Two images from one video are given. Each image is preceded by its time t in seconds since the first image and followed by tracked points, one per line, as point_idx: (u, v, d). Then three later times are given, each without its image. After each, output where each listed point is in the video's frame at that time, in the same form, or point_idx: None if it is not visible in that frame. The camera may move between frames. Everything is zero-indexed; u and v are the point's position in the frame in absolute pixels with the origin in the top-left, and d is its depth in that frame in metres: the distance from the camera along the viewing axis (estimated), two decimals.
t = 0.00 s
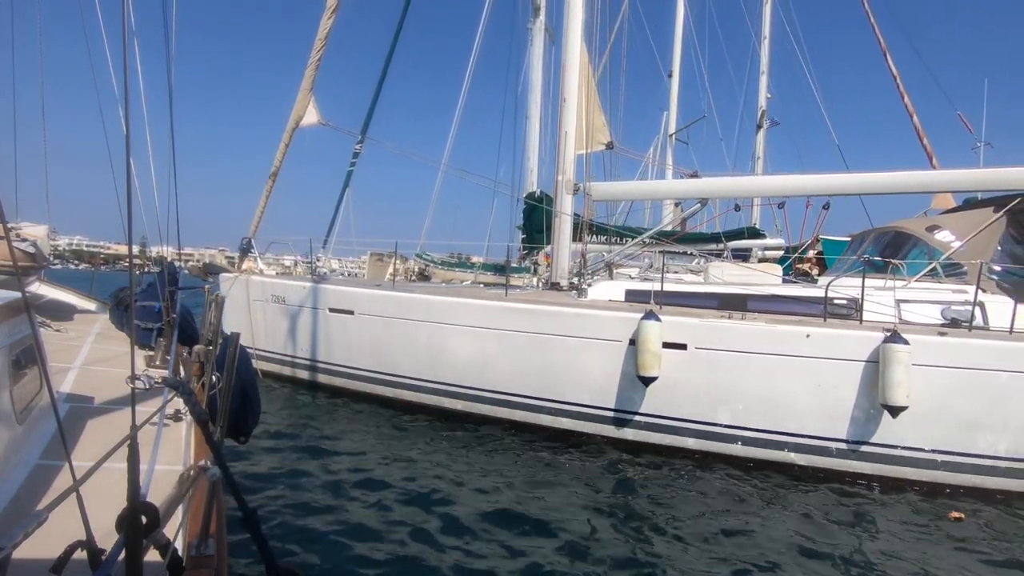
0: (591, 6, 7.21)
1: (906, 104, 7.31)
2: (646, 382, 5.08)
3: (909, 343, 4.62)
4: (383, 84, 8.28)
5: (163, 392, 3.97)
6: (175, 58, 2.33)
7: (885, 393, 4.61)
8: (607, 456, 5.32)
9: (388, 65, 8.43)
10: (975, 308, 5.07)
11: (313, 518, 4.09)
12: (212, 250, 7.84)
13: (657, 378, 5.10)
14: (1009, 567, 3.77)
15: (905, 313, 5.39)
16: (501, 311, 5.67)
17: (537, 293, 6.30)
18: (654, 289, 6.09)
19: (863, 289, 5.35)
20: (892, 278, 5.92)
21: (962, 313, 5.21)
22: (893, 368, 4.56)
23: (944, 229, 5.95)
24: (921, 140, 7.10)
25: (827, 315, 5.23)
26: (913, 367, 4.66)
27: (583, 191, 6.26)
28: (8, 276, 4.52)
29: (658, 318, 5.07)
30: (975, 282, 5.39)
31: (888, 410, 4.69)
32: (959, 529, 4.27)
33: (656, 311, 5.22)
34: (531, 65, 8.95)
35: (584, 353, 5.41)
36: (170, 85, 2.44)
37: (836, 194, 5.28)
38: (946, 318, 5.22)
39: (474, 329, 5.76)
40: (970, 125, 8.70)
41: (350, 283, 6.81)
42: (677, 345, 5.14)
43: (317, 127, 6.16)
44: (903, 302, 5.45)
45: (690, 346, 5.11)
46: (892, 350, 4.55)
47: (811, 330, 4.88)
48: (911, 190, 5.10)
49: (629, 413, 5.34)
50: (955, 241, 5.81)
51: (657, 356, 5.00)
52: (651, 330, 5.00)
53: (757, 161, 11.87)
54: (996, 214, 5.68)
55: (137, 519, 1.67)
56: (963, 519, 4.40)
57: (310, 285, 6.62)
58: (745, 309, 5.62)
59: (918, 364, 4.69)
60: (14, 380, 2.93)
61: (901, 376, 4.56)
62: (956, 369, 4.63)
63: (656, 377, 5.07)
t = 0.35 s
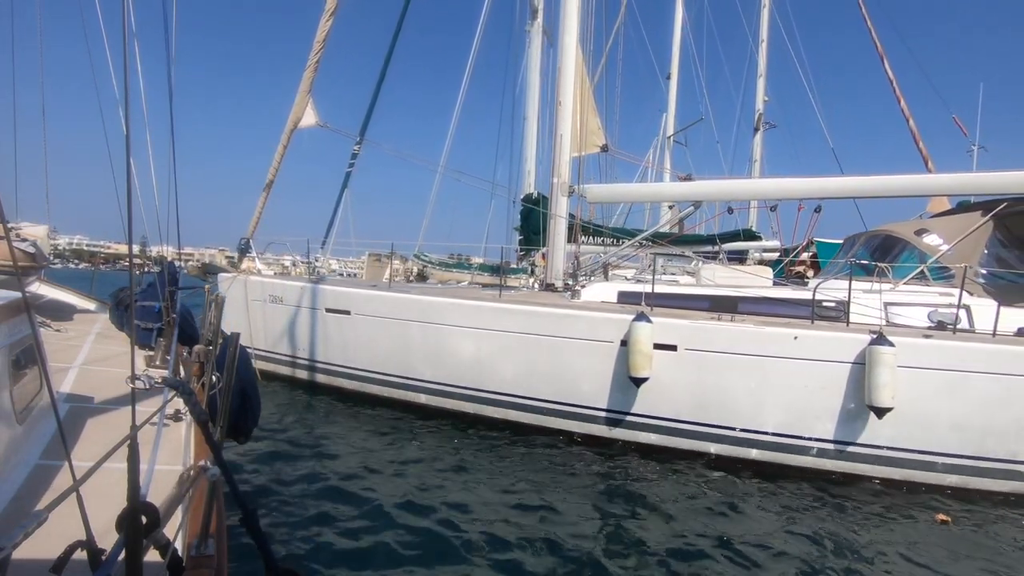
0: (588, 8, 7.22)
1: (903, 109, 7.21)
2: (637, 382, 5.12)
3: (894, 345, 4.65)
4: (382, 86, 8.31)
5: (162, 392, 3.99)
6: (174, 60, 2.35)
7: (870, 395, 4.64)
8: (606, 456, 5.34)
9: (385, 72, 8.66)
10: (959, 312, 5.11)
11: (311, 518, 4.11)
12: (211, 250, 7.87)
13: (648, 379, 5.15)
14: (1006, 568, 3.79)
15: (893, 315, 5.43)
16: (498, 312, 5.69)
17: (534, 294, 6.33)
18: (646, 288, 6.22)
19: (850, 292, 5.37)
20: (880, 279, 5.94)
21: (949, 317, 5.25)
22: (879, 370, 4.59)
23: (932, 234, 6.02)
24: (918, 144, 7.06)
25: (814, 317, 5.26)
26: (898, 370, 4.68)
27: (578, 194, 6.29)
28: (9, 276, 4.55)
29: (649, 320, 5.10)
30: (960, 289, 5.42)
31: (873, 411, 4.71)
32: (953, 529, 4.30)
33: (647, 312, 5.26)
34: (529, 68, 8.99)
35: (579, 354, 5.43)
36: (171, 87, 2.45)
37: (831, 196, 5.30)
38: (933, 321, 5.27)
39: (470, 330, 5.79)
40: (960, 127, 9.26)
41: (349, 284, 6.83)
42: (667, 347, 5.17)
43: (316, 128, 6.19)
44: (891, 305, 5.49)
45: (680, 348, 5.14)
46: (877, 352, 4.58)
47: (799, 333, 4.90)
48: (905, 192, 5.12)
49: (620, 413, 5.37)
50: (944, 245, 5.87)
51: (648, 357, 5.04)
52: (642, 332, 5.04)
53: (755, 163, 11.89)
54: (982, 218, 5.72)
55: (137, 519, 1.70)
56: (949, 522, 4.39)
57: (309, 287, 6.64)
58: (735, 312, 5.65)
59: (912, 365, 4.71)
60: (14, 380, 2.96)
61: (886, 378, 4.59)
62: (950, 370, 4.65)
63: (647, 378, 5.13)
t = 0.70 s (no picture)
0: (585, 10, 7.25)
1: (899, 111, 7.25)
2: (628, 383, 5.16)
3: (880, 348, 4.68)
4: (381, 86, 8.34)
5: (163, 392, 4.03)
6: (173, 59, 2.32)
7: (855, 396, 4.68)
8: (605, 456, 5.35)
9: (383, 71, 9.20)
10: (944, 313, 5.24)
11: (311, 519, 4.13)
12: (211, 249, 7.89)
13: (639, 380, 5.18)
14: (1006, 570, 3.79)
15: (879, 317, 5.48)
16: (496, 313, 5.71)
17: (530, 295, 6.36)
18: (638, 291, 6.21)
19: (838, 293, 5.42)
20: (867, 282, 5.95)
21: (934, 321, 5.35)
22: (863, 372, 4.62)
23: (919, 237, 6.04)
24: (914, 146, 7.07)
25: (802, 319, 5.30)
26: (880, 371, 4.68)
27: (573, 196, 6.33)
28: (10, 276, 4.57)
29: (640, 322, 5.13)
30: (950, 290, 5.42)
31: (859, 412, 4.74)
32: (947, 529, 4.33)
33: (638, 314, 5.29)
34: (526, 69, 9.01)
35: (576, 354, 5.45)
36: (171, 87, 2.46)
37: (825, 197, 5.33)
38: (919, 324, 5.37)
39: (466, 330, 5.81)
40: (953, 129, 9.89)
41: (347, 284, 6.85)
42: (657, 347, 5.20)
43: (314, 129, 6.21)
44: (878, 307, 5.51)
45: (670, 349, 5.17)
46: (862, 353, 4.61)
47: (787, 333, 4.93)
48: (899, 194, 5.14)
49: (612, 413, 5.40)
50: (931, 247, 5.90)
51: (639, 358, 5.08)
52: (632, 333, 5.07)
53: (752, 165, 11.93)
54: (971, 222, 5.82)
55: (137, 519, 1.72)
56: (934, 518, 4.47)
57: (305, 286, 6.65)
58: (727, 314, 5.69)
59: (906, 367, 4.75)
60: (14, 381, 2.98)
61: (871, 379, 4.62)
62: (944, 371, 4.67)
63: (638, 378, 5.17)
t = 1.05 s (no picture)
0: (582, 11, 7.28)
1: (894, 114, 7.34)
2: (618, 382, 5.20)
3: (864, 347, 4.73)
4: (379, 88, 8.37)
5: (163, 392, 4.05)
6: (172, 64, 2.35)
7: (840, 395, 4.72)
8: (602, 455, 5.38)
9: (383, 71, 9.22)
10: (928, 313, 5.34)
11: (308, 518, 4.16)
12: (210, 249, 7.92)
13: (629, 379, 5.22)
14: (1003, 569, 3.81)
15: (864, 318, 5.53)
16: (492, 313, 5.75)
17: (524, 295, 6.40)
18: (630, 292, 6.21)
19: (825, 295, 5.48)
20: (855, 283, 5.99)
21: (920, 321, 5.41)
22: (848, 371, 4.66)
23: (907, 240, 6.06)
24: (908, 149, 7.12)
25: (789, 320, 5.36)
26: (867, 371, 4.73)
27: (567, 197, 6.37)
28: (9, 276, 4.60)
29: (630, 322, 5.17)
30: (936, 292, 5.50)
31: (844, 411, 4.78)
32: (942, 528, 4.36)
33: (628, 314, 5.33)
34: (523, 70, 9.04)
35: (572, 355, 5.48)
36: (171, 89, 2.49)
37: (818, 199, 5.37)
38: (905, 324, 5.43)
39: (462, 330, 5.84)
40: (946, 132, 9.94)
41: (345, 284, 6.89)
42: (647, 347, 5.23)
43: (311, 130, 6.24)
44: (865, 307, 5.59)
45: (660, 349, 5.20)
46: (848, 353, 4.66)
47: (774, 334, 4.98)
48: (892, 195, 5.17)
49: (602, 412, 5.44)
50: (918, 250, 5.92)
51: (629, 358, 5.12)
52: (622, 333, 5.11)
53: (748, 167, 11.97)
54: (958, 224, 5.88)
55: (137, 519, 1.75)
56: (915, 516, 4.51)
57: (306, 286, 6.67)
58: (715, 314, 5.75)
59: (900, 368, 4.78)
60: (14, 381, 3.01)
61: (856, 379, 4.66)
62: (937, 372, 4.71)
63: (627, 378, 5.21)
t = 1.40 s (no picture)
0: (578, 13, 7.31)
1: (887, 115, 7.40)
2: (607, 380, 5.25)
3: (848, 345, 4.80)
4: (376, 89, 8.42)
5: (164, 392, 4.07)
6: (170, 64, 2.36)
7: (824, 393, 4.79)
8: (600, 455, 5.41)
9: (383, 67, 9.13)
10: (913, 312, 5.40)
11: (306, 517, 4.20)
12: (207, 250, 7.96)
13: (619, 377, 5.28)
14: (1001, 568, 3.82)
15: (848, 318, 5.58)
16: (489, 314, 5.78)
17: (518, 295, 6.43)
18: (620, 291, 6.27)
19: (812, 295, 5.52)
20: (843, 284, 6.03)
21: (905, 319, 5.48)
22: (832, 369, 4.73)
23: (893, 240, 6.06)
24: (901, 149, 7.17)
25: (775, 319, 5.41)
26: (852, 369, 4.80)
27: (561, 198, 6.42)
28: (10, 276, 4.63)
29: (619, 321, 5.23)
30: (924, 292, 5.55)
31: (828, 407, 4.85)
32: (936, 526, 4.38)
33: (617, 313, 5.38)
34: (519, 71, 9.06)
35: (567, 355, 5.51)
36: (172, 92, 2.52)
37: (811, 200, 5.41)
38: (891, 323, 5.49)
39: (458, 330, 5.88)
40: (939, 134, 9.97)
41: (342, 284, 6.93)
42: (636, 345, 5.27)
43: (308, 131, 6.27)
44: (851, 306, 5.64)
45: (649, 346, 5.24)
46: (832, 352, 4.72)
47: (761, 333, 5.03)
48: (884, 197, 5.21)
49: (592, 409, 5.49)
50: (904, 250, 5.94)
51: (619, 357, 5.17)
52: (611, 332, 5.17)
53: (743, 168, 12.00)
54: (943, 224, 5.90)
55: (137, 519, 1.78)
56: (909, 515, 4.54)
57: (305, 287, 6.68)
58: (705, 314, 5.81)
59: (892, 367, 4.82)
60: (14, 381, 3.04)
61: (840, 376, 4.72)
62: (928, 372, 4.75)
63: (616, 376, 5.25)
